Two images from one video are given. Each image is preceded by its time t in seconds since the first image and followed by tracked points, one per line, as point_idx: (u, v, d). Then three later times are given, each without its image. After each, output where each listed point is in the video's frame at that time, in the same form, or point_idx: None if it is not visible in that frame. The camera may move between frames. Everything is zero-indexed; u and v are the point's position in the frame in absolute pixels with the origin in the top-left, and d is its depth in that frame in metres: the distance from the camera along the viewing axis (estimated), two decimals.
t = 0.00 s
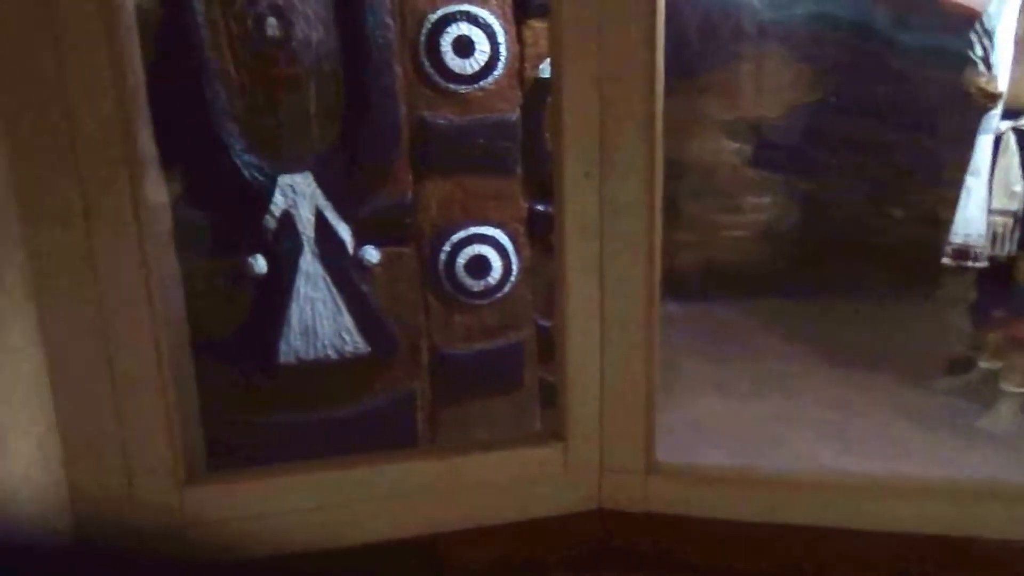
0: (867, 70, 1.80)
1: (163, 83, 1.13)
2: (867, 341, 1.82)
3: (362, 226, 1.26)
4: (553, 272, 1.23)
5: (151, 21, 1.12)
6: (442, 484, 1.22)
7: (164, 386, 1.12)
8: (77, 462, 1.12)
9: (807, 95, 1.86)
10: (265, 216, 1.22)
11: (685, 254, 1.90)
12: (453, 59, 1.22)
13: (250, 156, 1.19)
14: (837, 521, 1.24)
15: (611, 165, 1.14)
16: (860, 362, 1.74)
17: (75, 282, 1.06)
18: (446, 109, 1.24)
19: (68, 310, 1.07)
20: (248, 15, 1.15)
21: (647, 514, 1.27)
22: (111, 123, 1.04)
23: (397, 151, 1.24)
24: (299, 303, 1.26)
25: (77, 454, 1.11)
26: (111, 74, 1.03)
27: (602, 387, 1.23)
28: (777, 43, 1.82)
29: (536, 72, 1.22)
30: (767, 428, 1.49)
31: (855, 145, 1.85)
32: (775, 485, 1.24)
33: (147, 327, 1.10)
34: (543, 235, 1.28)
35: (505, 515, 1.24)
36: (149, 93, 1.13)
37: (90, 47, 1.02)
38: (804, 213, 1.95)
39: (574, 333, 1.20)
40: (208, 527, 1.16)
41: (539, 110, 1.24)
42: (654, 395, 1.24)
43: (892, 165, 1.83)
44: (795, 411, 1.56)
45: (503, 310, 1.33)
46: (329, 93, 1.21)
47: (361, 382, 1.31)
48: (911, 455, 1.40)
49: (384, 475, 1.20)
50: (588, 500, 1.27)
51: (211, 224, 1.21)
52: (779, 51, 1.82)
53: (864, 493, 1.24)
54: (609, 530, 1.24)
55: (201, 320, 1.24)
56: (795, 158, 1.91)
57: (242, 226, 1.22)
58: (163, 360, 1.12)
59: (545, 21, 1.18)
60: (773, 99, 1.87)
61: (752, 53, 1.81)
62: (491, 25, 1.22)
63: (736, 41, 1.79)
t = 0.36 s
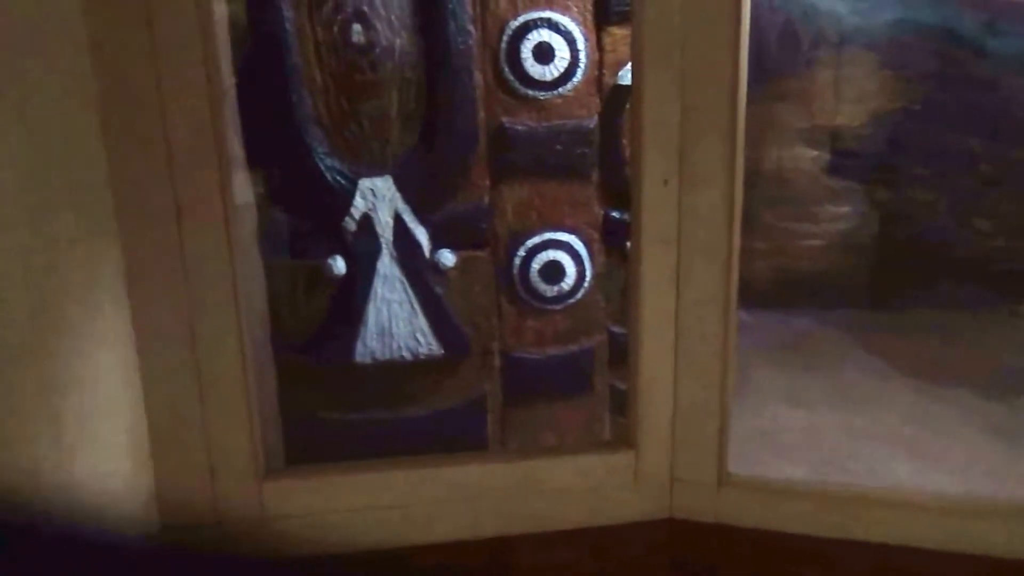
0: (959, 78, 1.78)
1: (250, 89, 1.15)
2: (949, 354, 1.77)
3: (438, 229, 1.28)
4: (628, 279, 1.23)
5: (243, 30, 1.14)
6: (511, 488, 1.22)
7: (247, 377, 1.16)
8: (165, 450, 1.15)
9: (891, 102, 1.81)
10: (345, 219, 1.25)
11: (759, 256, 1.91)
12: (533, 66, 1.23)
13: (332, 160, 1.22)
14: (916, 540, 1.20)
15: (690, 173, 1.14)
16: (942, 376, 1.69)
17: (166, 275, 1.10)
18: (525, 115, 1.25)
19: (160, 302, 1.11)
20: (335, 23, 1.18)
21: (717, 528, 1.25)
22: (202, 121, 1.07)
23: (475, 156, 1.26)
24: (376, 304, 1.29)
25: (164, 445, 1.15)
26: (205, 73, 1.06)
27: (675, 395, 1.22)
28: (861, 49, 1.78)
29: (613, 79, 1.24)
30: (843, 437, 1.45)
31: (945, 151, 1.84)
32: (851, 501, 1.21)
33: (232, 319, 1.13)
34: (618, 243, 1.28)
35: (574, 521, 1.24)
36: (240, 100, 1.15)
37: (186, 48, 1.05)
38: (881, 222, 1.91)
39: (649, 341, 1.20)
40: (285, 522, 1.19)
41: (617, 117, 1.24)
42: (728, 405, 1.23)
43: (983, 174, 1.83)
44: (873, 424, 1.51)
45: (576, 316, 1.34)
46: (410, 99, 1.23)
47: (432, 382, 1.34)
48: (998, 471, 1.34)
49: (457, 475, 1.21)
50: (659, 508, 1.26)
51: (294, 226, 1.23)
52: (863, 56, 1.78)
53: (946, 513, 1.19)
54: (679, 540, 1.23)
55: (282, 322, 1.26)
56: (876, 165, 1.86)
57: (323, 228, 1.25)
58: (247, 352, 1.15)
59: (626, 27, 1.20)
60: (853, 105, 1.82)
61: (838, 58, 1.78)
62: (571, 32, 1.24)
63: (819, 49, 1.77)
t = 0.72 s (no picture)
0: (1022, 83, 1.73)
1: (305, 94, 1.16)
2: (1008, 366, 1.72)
3: (489, 234, 1.28)
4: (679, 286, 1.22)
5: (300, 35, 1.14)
6: (557, 494, 1.22)
7: (299, 378, 1.17)
8: (218, 448, 1.17)
9: (951, 109, 1.79)
10: (397, 221, 1.26)
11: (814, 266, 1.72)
12: (586, 71, 1.23)
13: (385, 164, 1.24)
14: (972, 560, 1.17)
15: (745, 180, 1.12)
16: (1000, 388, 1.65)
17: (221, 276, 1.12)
18: (578, 121, 1.26)
19: (215, 302, 1.13)
20: (391, 29, 1.20)
21: (766, 539, 1.23)
22: (261, 125, 1.09)
23: (527, 161, 1.26)
24: (426, 307, 1.31)
25: (217, 442, 1.17)
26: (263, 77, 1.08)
27: (726, 404, 1.20)
28: (921, 52, 1.74)
29: (667, 85, 1.24)
30: (897, 449, 1.42)
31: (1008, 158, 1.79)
32: (905, 516, 1.19)
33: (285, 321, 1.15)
34: (670, 250, 1.25)
35: (619, 528, 1.24)
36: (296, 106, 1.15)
37: (245, 53, 1.07)
38: (939, 228, 1.89)
39: (700, 350, 1.19)
40: (332, 523, 1.20)
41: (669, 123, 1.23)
42: (779, 415, 1.21)
43: None
44: (929, 437, 1.47)
45: (626, 321, 1.34)
46: (464, 104, 1.24)
47: (481, 386, 1.34)
48: None
49: (503, 480, 1.21)
50: (706, 516, 1.25)
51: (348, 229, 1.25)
52: (923, 61, 1.74)
53: (1004, 531, 1.15)
54: (727, 550, 1.22)
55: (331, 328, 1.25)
56: (935, 172, 1.84)
57: (376, 231, 1.26)
58: (300, 354, 1.16)
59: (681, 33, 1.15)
60: (910, 110, 1.79)
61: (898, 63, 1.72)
62: (625, 38, 1.24)
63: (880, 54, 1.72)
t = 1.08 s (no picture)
0: None
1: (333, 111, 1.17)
2: None
3: (512, 254, 1.28)
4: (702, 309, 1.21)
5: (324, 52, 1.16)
6: (577, 517, 1.22)
7: (320, 397, 1.17)
8: (237, 465, 1.18)
9: (974, 130, 1.79)
10: (420, 241, 1.26)
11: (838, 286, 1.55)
12: (610, 93, 1.24)
13: (410, 184, 1.24)
14: None
15: (769, 204, 1.12)
16: None
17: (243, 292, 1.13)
18: (601, 141, 1.26)
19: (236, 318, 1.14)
20: (417, 51, 1.21)
21: (788, 566, 1.22)
22: (286, 143, 1.10)
23: (551, 182, 1.26)
24: (448, 327, 1.29)
25: (237, 460, 1.18)
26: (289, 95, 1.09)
27: (748, 429, 1.20)
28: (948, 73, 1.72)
29: (691, 107, 1.23)
30: (921, 476, 1.40)
31: None
32: (929, 545, 1.17)
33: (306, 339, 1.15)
34: (693, 272, 1.26)
35: (639, 552, 1.23)
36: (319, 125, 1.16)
37: (271, 70, 1.08)
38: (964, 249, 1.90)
39: (722, 373, 1.18)
40: (352, 543, 1.21)
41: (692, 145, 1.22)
42: (802, 440, 1.20)
43: None
44: (954, 464, 1.45)
45: (649, 343, 1.33)
46: (488, 125, 1.24)
47: (503, 407, 1.34)
48: None
49: (522, 504, 1.21)
50: (727, 542, 1.23)
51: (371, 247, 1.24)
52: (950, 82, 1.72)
53: None
54: None
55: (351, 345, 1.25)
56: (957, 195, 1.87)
57: (398, 250, 1.26)
58: (321, 371, 1.17)
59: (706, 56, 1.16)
60: (939, 132, 1.79)
61: (927, 85, 1.68)
62: (649, 59, 1.24)
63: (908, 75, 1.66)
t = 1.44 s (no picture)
0: None
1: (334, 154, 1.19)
2: None
3: (511, 297, 1.28)
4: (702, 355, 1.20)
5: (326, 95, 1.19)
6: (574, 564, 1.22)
7: (317, 432, 1.19)
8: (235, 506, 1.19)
9: (976, 174, 1.82)
10: (419, 284, 1.26)
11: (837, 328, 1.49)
12: (610, 138, 1.25)
13: (410, 227, 1.24)
14: None
15: (768, 251, 1.12)
16: None
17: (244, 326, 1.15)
18: (601, 186, 1.27)
19: (235, 350, 1.16)
20: (418, 95, 1.22)
21: None
22: (288, 183, 1.12)
23: (551, 226, 1.27)
24: (446, 370, 1.28)
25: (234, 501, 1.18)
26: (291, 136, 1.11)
27: (747, 477, 1.18)
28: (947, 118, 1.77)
29: (690, 153, 1.25)
30: (921, 524, 1.40)
31: None
32: None
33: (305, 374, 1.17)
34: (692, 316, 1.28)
35: None
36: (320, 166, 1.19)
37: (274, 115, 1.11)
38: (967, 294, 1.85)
39: (722, 421, 1.17)
40: None
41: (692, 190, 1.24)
42: (801, 488, 1.19)
43: None
44: (958, 512, 1.44)
45: (648, 387, 1.32)
46: (488, 170, 1.25)
47: (502, 452, 1.32)
48: None
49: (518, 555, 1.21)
50: None
51: (371, 289, 1.26)
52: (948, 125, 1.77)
53: None
54: None
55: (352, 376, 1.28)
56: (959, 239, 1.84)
57: (399, 292, 1.26)
58: (318, 409, 1.18)
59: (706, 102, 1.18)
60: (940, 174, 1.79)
61: (925, 128, 1.75)
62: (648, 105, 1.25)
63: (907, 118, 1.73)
